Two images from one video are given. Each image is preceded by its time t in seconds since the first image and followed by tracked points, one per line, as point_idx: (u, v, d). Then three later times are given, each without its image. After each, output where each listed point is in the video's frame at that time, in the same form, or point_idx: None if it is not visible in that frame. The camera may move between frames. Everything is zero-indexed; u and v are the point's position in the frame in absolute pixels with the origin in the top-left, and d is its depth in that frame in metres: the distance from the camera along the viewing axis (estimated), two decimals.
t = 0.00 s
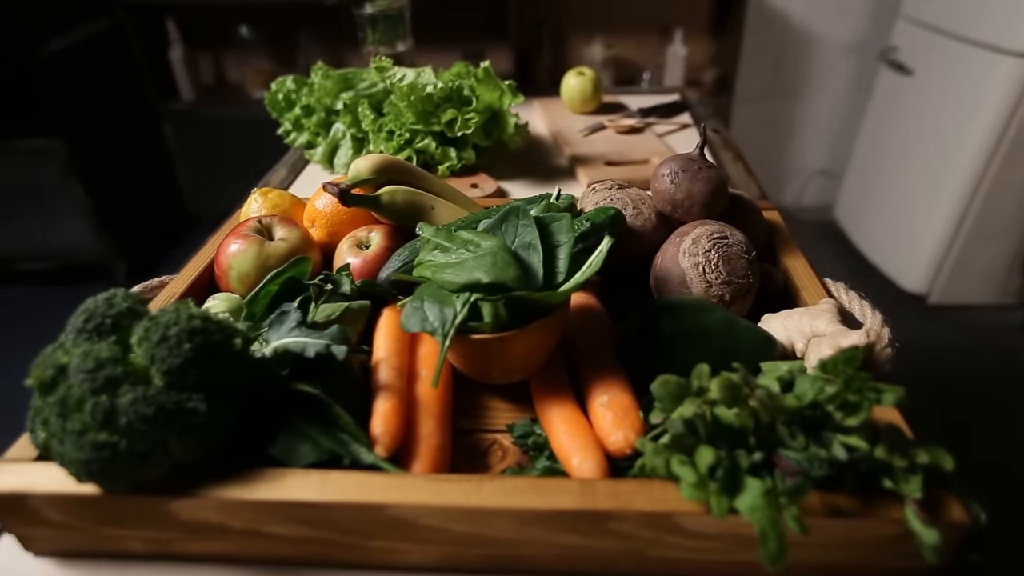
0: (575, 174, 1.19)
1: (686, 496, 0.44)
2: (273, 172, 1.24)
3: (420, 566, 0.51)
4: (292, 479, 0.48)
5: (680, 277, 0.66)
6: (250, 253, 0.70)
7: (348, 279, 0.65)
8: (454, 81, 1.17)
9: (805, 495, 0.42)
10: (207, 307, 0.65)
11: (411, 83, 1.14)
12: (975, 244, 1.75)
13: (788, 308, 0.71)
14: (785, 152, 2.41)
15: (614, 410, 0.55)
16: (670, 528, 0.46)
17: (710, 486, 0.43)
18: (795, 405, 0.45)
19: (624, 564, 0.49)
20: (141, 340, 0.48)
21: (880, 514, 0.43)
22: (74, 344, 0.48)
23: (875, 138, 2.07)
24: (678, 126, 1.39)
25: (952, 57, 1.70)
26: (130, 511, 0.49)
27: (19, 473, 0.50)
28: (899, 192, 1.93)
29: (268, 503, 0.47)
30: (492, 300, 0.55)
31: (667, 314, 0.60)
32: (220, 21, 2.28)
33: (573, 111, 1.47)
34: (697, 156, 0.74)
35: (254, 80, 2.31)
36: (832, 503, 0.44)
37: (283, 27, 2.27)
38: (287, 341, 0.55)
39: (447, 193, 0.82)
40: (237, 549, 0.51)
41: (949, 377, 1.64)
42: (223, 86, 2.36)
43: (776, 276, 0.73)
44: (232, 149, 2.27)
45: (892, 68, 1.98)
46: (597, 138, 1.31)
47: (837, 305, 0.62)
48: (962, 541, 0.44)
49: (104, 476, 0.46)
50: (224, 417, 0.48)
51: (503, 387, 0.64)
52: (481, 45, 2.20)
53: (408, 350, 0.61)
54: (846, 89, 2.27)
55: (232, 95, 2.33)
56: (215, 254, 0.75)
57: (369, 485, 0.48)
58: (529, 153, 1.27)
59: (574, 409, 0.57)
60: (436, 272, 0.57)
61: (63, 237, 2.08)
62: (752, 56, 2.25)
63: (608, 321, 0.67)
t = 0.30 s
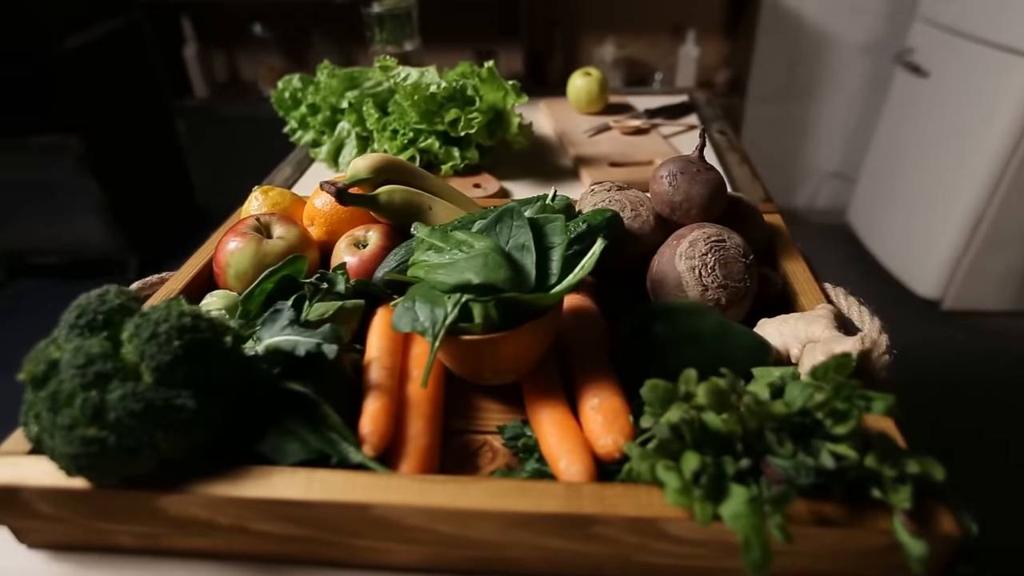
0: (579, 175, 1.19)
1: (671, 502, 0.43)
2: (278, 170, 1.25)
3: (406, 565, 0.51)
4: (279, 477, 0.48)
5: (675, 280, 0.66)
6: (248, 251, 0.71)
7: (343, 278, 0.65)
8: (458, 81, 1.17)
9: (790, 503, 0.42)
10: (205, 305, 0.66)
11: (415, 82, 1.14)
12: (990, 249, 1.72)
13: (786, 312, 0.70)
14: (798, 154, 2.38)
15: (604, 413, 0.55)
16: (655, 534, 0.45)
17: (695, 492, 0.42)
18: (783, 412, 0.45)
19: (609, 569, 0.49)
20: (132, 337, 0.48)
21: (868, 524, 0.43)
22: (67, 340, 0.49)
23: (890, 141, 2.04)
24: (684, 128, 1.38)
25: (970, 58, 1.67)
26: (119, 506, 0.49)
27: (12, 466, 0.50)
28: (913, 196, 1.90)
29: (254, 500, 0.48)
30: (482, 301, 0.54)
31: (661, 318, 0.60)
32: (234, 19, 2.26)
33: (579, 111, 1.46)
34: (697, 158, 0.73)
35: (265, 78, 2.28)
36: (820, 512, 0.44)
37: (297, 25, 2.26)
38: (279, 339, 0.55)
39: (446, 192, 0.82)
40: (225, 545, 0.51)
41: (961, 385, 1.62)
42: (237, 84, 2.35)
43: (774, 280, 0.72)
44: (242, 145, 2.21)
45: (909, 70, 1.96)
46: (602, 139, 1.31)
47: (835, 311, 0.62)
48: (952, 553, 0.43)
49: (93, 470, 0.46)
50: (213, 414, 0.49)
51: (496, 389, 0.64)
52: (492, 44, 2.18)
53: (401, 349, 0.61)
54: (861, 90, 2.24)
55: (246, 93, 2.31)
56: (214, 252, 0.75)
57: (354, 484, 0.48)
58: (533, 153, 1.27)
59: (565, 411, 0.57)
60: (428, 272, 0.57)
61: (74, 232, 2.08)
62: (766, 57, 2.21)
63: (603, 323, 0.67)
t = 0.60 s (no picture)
0: (582, 176, 1.18)
1: (655, 508, 0.43)
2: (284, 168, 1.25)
3: (392, 566, 0.51)
4: (266, 475, 0.49)
5: (671, 283, 0.65)
6: (246, 249, 0.71)
7: (338, 277, 0.65)
8: (462, 80, 1.17)
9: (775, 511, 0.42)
10: (202, 302, 0.66)
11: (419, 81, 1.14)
12: (1006, 255, 1.69)
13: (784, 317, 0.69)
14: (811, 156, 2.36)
15: (594, 417, 0.55)
16: (640, 539, 0.45)
17: (678, 499, 0.42)
18: (771, 419, 0.44)
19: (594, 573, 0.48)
20: (122, 333, 0.48)
21: (855, 534, 0.42)
22: (59, 335, 0.49)
23: (906, 143, 2.01)
24: (691, 129, 1.37)
25: (988, 60, 1.64)
26: (109, 500, 0.50)
27: (4, 459, 0.51)
28: (928, 199, 1.88)
29: (241, 497, 0.48)
30: (472, 302, 0.54)
31: (655, 321, 0.59)
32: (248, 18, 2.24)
33: (585, 112, 1.45)
34: (695, 160, 0.72)
35: (277, 76, 2.29)
36: (806, 520, 0.43)
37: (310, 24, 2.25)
38: (270, 337, 0.56)
39: (444, 192, 0.82)
40: (214, 541, 0.52)
41: (974, 394, 1.59)
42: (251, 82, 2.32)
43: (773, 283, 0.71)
44: (255, 142, 2.20)
45: (926, 72, 1.93)
46: (607, 140, 1.30)
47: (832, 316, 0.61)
48: (941, 565, 0.43)
49: (82, 464, 0.47)
50: (202, 411, 0.49)
51: (488, 389, 0.64)
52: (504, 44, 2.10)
53: (393, 349, 0.61)
54: (876, 92, 2.21)
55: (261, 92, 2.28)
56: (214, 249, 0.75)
57: (339, 484, 0.48)
58: (538, 153, 1.27)
59: (555, 414, 0.57)
60: (421, 272, 0.57)
61: (91, 226, 2.09)
62: (780, 58, 2.18)
63: (599, 326, 0.66)
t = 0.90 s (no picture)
0: (586, 177, 1.18)
1: (639, 513, 0.43)
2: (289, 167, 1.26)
3: (378, 566, 0.51)
4: (253, 473, 0.49)
5: (667, 286, 0.65)
6: (244, 247, 0.71)
7: (333, 277, 0.65)
8: (466, 81, 1.17)
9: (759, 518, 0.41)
10: (200, 300, 0.67)
11: (422, 81, 1.14)
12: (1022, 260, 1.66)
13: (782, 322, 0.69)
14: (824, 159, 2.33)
15: (584, 420, 0.55)
16: (624, 544, 0.45)
17: (662, 505, 0.42)
18: (759, 425, 0.43)
19: None
20: (114, 330, 0.49)
21: (842, 544, 0.42)
22: (52, 332, 0.50)
23: (920, 146, 1.98)
24: (698, 131, 1.36)
25: (1005, 62, 1.62)
26: (100, 496, 0.50)
27: None
28: (942, 203, 1.85)
29: (228, 495, 0.48)
30: (463, 304, 0.54)
31: (649, 324, 0.59)
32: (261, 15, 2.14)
33: (591, 113, 1.45)
34: (694, 163, 0.72)
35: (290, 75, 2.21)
36: (793, 529, 0.43)
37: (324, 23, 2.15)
38: (262, 336, 0.56)
39: (443, 193, 0.82)
40: (202, 538, 0.52)
41: (987, 401, 1.57)
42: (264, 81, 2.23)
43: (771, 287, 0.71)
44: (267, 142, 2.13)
45: (941, 75, 1.91)
46: (612, 141, 1.30)
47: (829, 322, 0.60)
48: None
49: (72, 459, 0.47)
50: (193, 408, 0.49)
51: (481, 390, 0.63)
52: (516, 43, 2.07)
53: (387, 349, 0.61)
54: (891, 94, 2.18)
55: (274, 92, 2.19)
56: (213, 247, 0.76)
57: (325, 483, 0.48)
58: (542, 154, 1.26)
59: (546, 416, 0.57)
60: (413, 273, 0.56)
61: (102, 223, 2.09)
62: (793, 59, 2.16)
63: (594, 328, 0.66)
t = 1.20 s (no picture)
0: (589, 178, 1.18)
1: (625, 518, 0.42)
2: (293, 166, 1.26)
3: (367, 565, 0.51)
4: (243, 471, 0.49)
5: (663, 290, 0.65)
6: (243, 245, 0.72)
7: (329, 276, 0.65)
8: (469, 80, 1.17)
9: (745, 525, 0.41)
10: (198, 297, 0.67)
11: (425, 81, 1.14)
12: None
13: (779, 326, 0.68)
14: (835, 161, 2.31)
15: (575, 423, 0.55)
16: (611, 548, 0.45)
17: (647, 510, 0.41)
18: (747, 431, 0.43)
19: None
20: (107, 327, 0.49)
21: (830, 552, 0.41)
22: (47, 328, 0.50)
23: (934, 149, 1.96)
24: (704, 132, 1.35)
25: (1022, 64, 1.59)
26: (93, 491, 0.51)
27: None
28: (955, 207, 1.82)
29: (218, 492, 0.48)
30: (455, 305, 0.54)
31: (643, 327, 0.58)
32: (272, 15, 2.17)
33: (596, 113, 1.44)
34: (693, 165, 0.71)
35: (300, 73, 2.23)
36: (782, 536, 0.42)
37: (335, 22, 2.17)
38: (255, 334, 0.56)
39: (442, 193, 0.82)
40: (194, 535, 0.52)
41: (1000, 409, 1.55)
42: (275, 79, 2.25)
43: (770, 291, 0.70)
44: (277, 142, 2.14)
45: (956, 77, 1.88)
46: (616, 142, 1.29)
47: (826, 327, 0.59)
48: None
49: (64, 454, 0.48)
50: (185, 405, 0.50)
51: (475, 391, 0.63)
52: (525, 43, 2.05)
53: (381, 349, 0.61)
54: (904, 96, 2.16)
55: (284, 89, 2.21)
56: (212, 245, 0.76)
57: (314, 482, 0.48)
58: (546, 154, 1.26)
59: (538, 419, 0.57)
60: (407, 273, 0.56)
61: (115, 220, 2.08)
62: (805, 61, 2.14)
63: (590, 330, 0.65)
